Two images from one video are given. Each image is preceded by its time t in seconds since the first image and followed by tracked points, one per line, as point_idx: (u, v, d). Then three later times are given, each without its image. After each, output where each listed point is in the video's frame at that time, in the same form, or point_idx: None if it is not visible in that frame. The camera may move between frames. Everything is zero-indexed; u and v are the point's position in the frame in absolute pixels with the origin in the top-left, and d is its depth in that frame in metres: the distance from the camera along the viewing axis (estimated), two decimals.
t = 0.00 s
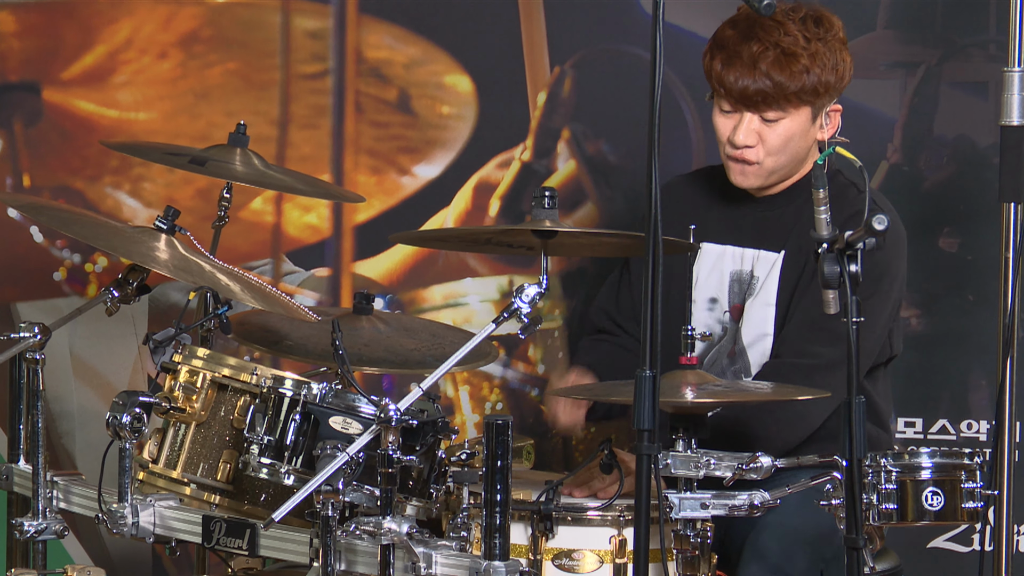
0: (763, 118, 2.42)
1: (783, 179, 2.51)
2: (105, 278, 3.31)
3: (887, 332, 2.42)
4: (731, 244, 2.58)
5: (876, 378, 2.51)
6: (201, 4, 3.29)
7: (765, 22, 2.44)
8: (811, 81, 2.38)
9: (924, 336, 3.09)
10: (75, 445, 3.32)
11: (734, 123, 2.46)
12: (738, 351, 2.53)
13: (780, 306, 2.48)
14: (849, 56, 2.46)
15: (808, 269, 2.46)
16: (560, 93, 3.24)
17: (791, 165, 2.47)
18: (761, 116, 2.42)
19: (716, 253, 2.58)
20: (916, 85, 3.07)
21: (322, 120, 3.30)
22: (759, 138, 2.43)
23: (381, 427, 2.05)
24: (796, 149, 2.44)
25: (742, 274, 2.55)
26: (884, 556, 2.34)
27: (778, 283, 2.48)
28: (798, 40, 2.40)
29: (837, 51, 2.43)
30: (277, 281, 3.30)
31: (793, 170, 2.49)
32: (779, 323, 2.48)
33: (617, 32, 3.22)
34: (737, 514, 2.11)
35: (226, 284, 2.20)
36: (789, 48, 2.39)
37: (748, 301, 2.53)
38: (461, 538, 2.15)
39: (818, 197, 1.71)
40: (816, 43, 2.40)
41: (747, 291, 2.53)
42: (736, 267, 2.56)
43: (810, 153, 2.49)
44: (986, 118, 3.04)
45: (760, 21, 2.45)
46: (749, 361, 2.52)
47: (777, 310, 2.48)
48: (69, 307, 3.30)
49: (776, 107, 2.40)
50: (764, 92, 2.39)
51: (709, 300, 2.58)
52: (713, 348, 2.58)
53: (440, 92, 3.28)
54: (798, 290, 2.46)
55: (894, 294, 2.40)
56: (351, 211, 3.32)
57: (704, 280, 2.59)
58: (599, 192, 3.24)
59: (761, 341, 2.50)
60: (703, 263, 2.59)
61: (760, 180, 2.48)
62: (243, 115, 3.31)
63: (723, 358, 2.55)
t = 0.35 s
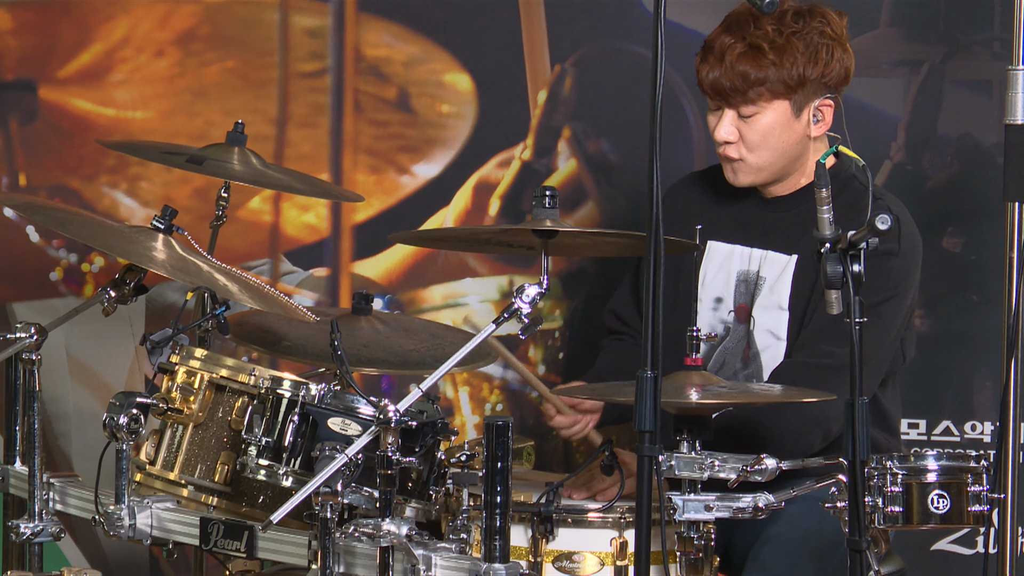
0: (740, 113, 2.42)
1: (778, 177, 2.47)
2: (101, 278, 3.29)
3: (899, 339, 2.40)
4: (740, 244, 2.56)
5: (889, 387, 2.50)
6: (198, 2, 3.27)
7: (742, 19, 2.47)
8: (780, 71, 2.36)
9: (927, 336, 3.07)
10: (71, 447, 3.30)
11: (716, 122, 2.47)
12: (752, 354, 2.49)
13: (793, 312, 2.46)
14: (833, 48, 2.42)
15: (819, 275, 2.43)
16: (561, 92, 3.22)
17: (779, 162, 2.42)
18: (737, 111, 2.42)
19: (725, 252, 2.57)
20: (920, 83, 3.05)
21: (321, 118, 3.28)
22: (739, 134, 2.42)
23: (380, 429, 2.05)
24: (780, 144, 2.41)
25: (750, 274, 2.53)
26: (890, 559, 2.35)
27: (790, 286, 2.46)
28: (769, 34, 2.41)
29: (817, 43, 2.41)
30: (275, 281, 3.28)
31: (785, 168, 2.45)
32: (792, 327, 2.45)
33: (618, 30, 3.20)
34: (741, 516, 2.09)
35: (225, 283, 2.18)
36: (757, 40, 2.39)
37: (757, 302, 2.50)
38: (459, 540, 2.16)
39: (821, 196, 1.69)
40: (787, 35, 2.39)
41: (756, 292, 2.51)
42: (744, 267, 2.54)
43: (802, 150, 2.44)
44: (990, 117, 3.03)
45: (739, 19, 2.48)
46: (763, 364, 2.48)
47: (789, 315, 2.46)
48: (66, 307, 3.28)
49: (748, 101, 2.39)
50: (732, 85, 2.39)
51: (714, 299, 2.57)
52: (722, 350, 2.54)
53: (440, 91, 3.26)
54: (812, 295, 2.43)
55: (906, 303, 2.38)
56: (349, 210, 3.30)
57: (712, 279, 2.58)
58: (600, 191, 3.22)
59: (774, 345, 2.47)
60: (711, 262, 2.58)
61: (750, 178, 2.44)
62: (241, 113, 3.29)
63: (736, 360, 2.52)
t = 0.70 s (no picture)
0: (743, 115, 2.40)
1: (782, 179, 2.44)
2: (98, 278, 3.27)
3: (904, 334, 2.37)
4: (741, 249, 2.55)
5: (897, 386, 2.47)
6: None
7: (739, 21, 2.45)
8: (782, 72, 2.34)
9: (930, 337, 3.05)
10: (67, 448, 3.27)
11: (718, 126, 2.44)
12: (761, 359, 2.45)
13: (791, 313, 2.42)
14: (833, 47, 2.40)
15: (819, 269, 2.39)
16: (561, 90, 3.20)
17: (784, 163, 2.40)
18: (740, 113, 2.40)
19: (729, 257, 2.56)
20: (923, 81, 3.03)
21: (319, 117, 3.26)
22: (743, 137, 2.40)
23: (379, 430, 2.01)
24: (785, 145, 2.38)
25: (751, 278, 2.51)
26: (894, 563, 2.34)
27: (787, 287, 2.42)
28: (768, 34, 2.39)
29: (816, 42, 2.39)
30: (273, 281, 3.26)
31: (790, 169, 2.42)
32: (793, 328, 2.41)
33: (618, 28, 3.18)
34: (742, 518, 2.05)
35: (221, 283, 2.16)
36: (758, 42, 2.38)
37: (757, 306, 2.47)
38: (461, 542, 2.07)
39: (823, 195, 1.67)
40: (787, 35, 2.37)
41: (757, 296, 2.49)
42: (746, 271, 2.53)
43: (806, 150, 2.42)
44: (993, 116, 3.01)
45: (736, 21, 2.46)
46: (772, 365, 2.44)
47: (788, 317, 2.42)
48: (62, 308, 3.25)
49: (751, 102, 2.37)
50: (735, 87, 2.37)
51: (720, 306, 2.55)
52: (731, 357, 2.51)
53: (439, 89, 3.24)
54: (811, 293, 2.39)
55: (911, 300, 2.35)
56: (348, 210, 3.28)
57: (718, 285, 2.57)
58: (601, 190, 3.19)
59: (779, 347, 2.43)
60: (716, 268, 2.58)
61: (755, 181, 2.42)
62: (238, 112, 3.27)
63: (746, 364, 2.48)
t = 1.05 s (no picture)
0: (772, 107, 2.37)
1: (795, 173, 2.44)
2: (94, 278, 3.24)
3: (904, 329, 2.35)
4: (738, 243, 2.52)
5: (891, 381, 2.45)
6: None
7: (772, 10, 2.40)
8: (819, 67, 2.32)
9: (934, 338, 3.03)
10: (63, 450, 3.25)
11: (742, 115, 2.40)
12: (752, 354, 2.46)
13: (792, 307, 2.41)
14: (860, 46, 2.40)
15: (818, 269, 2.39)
16: (562, 88, 3.18)
17: (803, 158, 2.40)
18: (769, 105, 2.37)
19: (724, 252, 2.52)
20: (927, 80, 3.00)
21: (317, 115, 3.24)
22: (768, 129, 2.37)
23: (378, 432, 1.99)
24: (808, 140, 2.38)
25: (750, 274, 2.48)
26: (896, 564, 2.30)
27: (789, 283, 2.41)
28: (805, 27, 2.36)
29: (847, 39, 2.38)
30: (271, 282, 3.23)
31: (806, 164, 2.42)
32: (792, 323, 2.41)
33: (619, 25, 3.16)
34: (746, 520, 2.02)
35: (219, 283, 2.14)
36: (796, 34, 2.34)
37: (758, 302, 2.46)
38: (460, 546, 2.03)
39: (826, 195, 1.64)
40: (824, 29, 2.35)
41: (756, 291, 2.47)
42: (743, 266, 2.49)
43: (823, 146, 2.42)
44: (998, 115, 2.98)
45: (767, 10, 2.41)
46: (764, 363, 2.44)
47: (789, 311, 2.41)
48: (58, 308, 3.23)
49: (785, 95, 2.35)
50: (771, 79, 2.33)
51: (715, 301, 2.52)
52: (724, 351, 2.51)
53: (438, 87, 3.22)
54: (809, 293, 2.38)
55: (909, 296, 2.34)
56: (346, 209, 3.26)
57: (711, 280, 2.53)
58: (602, 189, 3.17)
59: (773, 342, 2.43)
60: (710, 262, 2.54)
61: (770, 174, 2.41)
62: (236, 110, 3.25)
63: (737, 361, 2.48)
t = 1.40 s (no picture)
0: (772, 105, 2.35)
1: (797, 172, 2.42)
2: (90, 278, 3.22)
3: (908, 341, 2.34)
4: (741, 240, 2.50)
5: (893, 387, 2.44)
6: None
7: (772, 8, 2.39)
8: (818, 64, 2.31)
9: (938, 338, 3.00)
10: (59, 451, 3.23)
11: (742, 114, 2.38)
12: (754, 354, 2.43)
13: (797, 311, 2.40)
14: (861, 43, 2.39)
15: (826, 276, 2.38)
16: (562, 87, 3.16)
17: (804, 156, 2.37)
18: (769, 103, 2.35)
19: (726, 249, 2.50)
20: (931, 78, 2.99)
21: (315, 114, 3.22)
22: (767, 127, 2.35)
23: (378, 433, 1.97)
24: (809, 138, 2.36)
25: (752, 272, 2.46)
26: (898, 565, 2.27)
27: (795, 286, 2.40)
28: (805, 24, 2.35)
29: (848, 37, 2.37)
30: (269, 282, 3.21)
31: (808, 162, 2.40)
32: (796, 327, 2.40)
33: (620, 23, 3.14)
34: (747, 522, 2.01)
35: (216, 283, 2.11)
36: (795, 31, 2.33)
37: (760, 302, 2.44)
38: (459, 547, 1.98)
39: (829, 194, 1.62)
40: (824, 26, 2.34)
41: (758, 291, 2.44)
42: (745, 264, 2.47)
43: (825, 144, 2.40)
44: (1003, 113, 2.96)
45: (767, 7, 2.40)
46: (765, 365, 2.42)
47: (793, 313, 2.40)
48: (54, 308, 3.21)
49: (783, 93, 2.33)
50: (770, 76, 2.32)
51: (715, 297, 2.49)
52: (724, 350, 2.47)
53: (438, 86, 3.20)
54: (818, 298, 2.38)
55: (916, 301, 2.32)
56: (345, 209, 3.24)
57: (712, 276, 2.50)
58: (603, 188, 3.15)
59: (776, 344, 2.42)
60: (711, 258, 2.50)
61: (772, 172, 2.37)
62: (233, 109, 3.23)
63: (737, 360, 2.45)
